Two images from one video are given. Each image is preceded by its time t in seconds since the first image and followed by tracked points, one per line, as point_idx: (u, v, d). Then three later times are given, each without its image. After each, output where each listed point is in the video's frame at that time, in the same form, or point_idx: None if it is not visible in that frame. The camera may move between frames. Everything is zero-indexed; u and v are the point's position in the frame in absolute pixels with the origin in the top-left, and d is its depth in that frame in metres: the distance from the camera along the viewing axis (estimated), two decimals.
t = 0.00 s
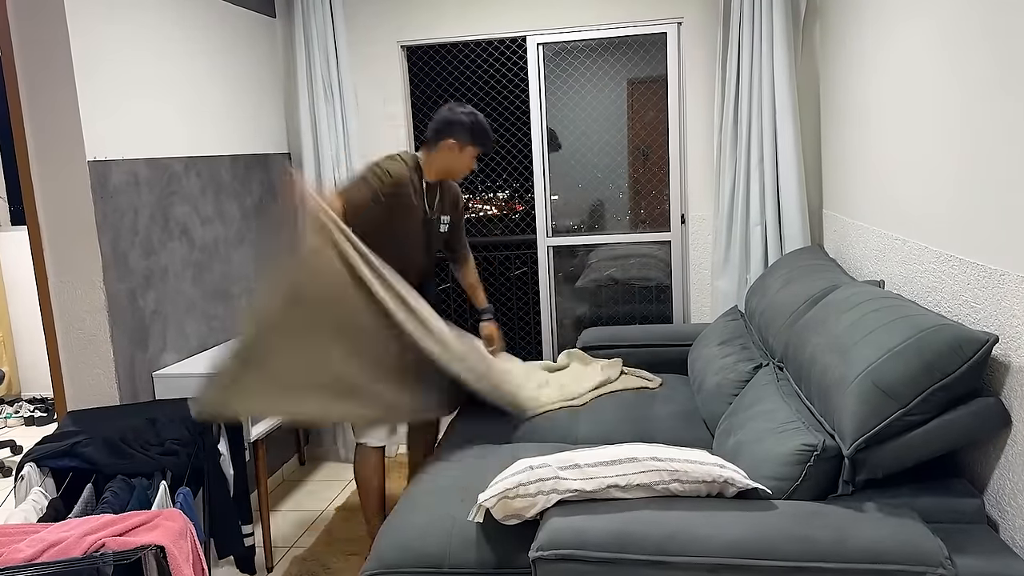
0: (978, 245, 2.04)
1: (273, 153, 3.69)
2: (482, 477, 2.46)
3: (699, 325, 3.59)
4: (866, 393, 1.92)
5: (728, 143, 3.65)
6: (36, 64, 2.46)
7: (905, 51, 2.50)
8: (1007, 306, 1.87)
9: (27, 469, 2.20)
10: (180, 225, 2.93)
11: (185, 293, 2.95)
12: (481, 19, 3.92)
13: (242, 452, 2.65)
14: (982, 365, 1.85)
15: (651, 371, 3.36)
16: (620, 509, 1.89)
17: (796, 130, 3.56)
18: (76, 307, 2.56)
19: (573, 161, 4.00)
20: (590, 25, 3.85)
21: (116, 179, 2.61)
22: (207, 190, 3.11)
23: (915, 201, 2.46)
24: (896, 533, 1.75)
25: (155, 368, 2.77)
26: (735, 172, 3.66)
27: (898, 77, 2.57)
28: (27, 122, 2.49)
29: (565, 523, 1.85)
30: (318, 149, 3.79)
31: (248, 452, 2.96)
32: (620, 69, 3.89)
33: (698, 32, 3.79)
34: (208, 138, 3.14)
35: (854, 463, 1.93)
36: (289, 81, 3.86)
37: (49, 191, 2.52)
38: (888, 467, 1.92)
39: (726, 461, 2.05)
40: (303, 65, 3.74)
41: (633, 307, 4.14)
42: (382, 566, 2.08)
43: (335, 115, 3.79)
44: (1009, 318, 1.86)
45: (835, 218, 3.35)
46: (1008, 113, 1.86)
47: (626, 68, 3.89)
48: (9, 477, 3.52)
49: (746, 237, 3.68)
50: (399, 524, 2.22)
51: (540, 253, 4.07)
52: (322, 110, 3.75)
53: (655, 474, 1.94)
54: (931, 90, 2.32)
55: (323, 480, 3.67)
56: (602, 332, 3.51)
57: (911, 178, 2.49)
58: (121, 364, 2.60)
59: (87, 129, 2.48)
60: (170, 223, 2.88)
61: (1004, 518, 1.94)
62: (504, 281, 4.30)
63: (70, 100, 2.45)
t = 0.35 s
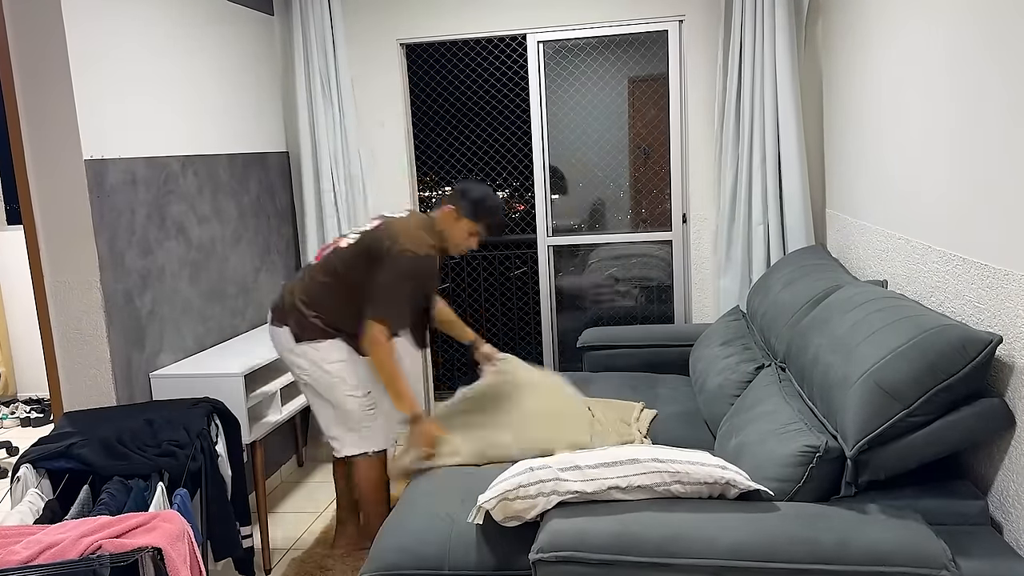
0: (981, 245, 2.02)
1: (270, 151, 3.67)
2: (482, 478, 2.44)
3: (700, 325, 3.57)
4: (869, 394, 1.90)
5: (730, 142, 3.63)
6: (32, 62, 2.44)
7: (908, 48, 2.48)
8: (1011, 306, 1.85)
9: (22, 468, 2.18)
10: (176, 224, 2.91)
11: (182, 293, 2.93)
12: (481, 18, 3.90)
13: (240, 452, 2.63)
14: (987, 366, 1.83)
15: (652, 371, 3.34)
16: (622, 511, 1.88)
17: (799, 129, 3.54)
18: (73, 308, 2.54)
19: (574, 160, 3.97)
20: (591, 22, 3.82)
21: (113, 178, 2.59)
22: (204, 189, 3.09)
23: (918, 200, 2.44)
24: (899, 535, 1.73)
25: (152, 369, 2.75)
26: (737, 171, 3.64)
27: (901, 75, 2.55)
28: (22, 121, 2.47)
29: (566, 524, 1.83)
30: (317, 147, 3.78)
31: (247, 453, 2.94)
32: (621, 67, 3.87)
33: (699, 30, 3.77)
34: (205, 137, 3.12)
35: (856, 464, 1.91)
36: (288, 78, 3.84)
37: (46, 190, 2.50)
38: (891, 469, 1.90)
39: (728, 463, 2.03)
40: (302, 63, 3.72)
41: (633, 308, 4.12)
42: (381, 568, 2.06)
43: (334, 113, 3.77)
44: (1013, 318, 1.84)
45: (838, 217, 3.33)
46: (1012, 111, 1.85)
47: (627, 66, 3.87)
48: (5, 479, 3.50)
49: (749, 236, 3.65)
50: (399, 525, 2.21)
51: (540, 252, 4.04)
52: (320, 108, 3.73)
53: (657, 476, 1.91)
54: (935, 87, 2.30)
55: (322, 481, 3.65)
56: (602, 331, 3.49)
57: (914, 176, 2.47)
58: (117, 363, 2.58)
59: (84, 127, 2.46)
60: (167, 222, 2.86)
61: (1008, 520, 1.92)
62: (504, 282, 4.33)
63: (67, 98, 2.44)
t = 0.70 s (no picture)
0: (985, 245, 2.00)
1: (269, 150, 3.65)
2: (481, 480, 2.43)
3: (701, 325, 3.55)
4: (872, 395, 1.88)
5: (732, 141, 3.62)
6: (28, 61, 2.43)
7: (910, 46, 2.47)
8: (1014, 305, 1.83)
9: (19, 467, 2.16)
10: (174, 224, 2.90)
11: (179, 293, 2.91)
12: (480, 16, 3.89)
13: (237, 453, 2.61)
14: (990, 367, 1.81)
15: (653, 372, 3.32)
16: (622, 512, 1.86)
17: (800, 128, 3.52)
18: (69, 307, 2.53)
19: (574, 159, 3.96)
20: (591, 21, 3.81)
21: (110, 177, 2.57)
22: (202, 188, 3.07)
23: (920, 200, 2.43)
24: (902, 536, 1.71)
25: (150, 369, 2.74)
26: (739, 170, 3.63)
27: (902, 73, 2.54)
28: (19, 121, 2.46)
29: (567, 526, 1.81)
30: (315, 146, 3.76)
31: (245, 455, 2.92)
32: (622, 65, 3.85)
33: (700, 28, 3.76)
34: (203, 137, 3.10)
35: (858, 465, 1.90)
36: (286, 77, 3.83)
37: (42, 189, 2.48)
38: (894, 470, 1.88)
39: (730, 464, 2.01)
40: (300, 61, 3.70)
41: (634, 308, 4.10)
42: (379, 570, 2.04)
43: (333, 111, 3.76)
44: (1016, 318, 1.83)
45: (840, 217, 3.31)
46: (1015, 110, 1.83)
47: (628, 64, 3.85)
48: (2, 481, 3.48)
49: (751, 235, 3.64)
50: (399, 526, 2.19)
51: (540, 252, 4.02)
52: (319, 106, 3.72)
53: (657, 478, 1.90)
54: (937, 86, 2.29)
55: (321, 483, 3.64)
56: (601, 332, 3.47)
57: (917, 175, 2.45)
58: (114, 363, 2.56)
59: (81, 126, 2.44)
60: (165, 221, 2.85)
61: (1011, 521, 1.90)
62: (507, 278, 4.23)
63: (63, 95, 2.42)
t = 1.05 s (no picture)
0: (988, 245, 1.98)
1: (267, 149, 3.64)
2: (481, 481, 2.41)
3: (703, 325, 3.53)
4: (874, 396, 1.86)
5: (733, 140, 3.61)
6: (25, 61, 2.41)
7: (913, 44, 2.45)
8: (1019, 305, 1.81)
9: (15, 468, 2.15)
10: (172, 223, 2.88)
11: (177, 293, 2.90)
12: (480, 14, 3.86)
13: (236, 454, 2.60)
14: (994, 367, 1.79)
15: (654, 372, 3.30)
16: (623, 514, 1.84)
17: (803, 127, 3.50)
18: (66, 307, 2.51)
19: (575, 158, 3.94)
20: (592, 18, 3.78)
21: (108, 176, 2.56)
22: (200, 188, 3.06)
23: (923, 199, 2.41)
24: (904, 538, 1.69)
25: (148, 370, 2.72)
26: (740, 169, 3.61)
27: (906, 72, 2.51)
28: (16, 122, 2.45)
29: (568, 528, 1.79)
30: (314, 145, 3.74)
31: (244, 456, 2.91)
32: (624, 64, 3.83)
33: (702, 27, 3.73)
34: (201, 135, 3.08)
35: (862, 466, 1.87)
36: (284, 76, 3.81)
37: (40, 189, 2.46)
38: (897, 471, 1.86)
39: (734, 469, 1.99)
40: (299, 60, 3.68)
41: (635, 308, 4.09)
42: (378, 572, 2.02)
43: (331, 110, 3.74)
44: (1020, 318, 1.81)
45: (843, 217, 3.30)
46: (1017, 109, 1.82)
47: (630, 63, 3.83)
48: None
49: (753, 235, 3.62)
50: (398, 528, 2.18)
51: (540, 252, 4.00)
52: (318, 106, 3.70)
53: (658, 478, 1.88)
54: (939, 85, 2.28)
55: (321, 483, 3.62)
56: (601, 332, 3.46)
57: (920, 174, 2.44)
58: (112, 364, 2.54)
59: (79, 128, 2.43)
60: (163, 221, 2.83)
61: (1015, 523, 1.89)
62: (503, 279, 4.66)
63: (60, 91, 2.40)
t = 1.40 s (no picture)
0: (992, 245, 1.97)
1: (266, 149, 3.62)
2: (481, 483, 2.39)
3: (704, 325, 3.52)
4: (877, 396, 1.85)
5: (734, 138, 3.59)
6: (20, 59, 2.39)
7: (915, 41, 2.44)
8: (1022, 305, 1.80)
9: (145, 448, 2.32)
10: (169, 223, 2.86)
11: (174, 293, 2.88)
12: (480, 13, 3.84)
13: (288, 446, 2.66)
14: (997, 368, 1.78)
15: (655, 373, 3.29)
16: (623, 516, 1.82)
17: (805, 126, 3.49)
18: (61, 306, 2.49)
19: (576, 158, 3.92)
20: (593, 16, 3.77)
21: (104, 175, 2.54)
22: (198, 188, 3.04)
23: (926, 198, 2.40)
24: (908, 540, 1.68)
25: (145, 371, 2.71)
26: (742, 168, 3.60)
27: (909, 70, 2.50)
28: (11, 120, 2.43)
29: (568, 530, 1.77)
30: (312, 144, 3.73)
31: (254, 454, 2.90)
32: (625, 62, 3.81)
33: (702, 25, 3.72)
34: (199, 135, 3.07)
35: (864, 468, 1.85)
36: (281, 75, 3.79)
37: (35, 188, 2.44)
38: (900, 473, 1.84)
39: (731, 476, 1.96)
40: (297, 58, 3.66)
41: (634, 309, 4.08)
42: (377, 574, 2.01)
43: (330, 109, 3.73)
44: None
45: (845, 216, 3.28)
46: (1019, 107, 1.81)
47: (630, 61, 3.81)
48: None
49: (754, 235, 3.61)
50: (397, 529, 2.16)
51: (540, 251, 3.98)
52: (316, 105, 3.69)
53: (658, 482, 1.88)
54: (941, 83, 2.26)
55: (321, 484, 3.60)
56: (602, 333, 3.44)
57: (923, 173, 2.42)
58: (110, 369, 2.53)
59: (75, 124, 2.42)
60: (160, 220, 2.81)
61: (1019, 525, 1.87)
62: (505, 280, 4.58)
63: (57, 90, 2.38)
